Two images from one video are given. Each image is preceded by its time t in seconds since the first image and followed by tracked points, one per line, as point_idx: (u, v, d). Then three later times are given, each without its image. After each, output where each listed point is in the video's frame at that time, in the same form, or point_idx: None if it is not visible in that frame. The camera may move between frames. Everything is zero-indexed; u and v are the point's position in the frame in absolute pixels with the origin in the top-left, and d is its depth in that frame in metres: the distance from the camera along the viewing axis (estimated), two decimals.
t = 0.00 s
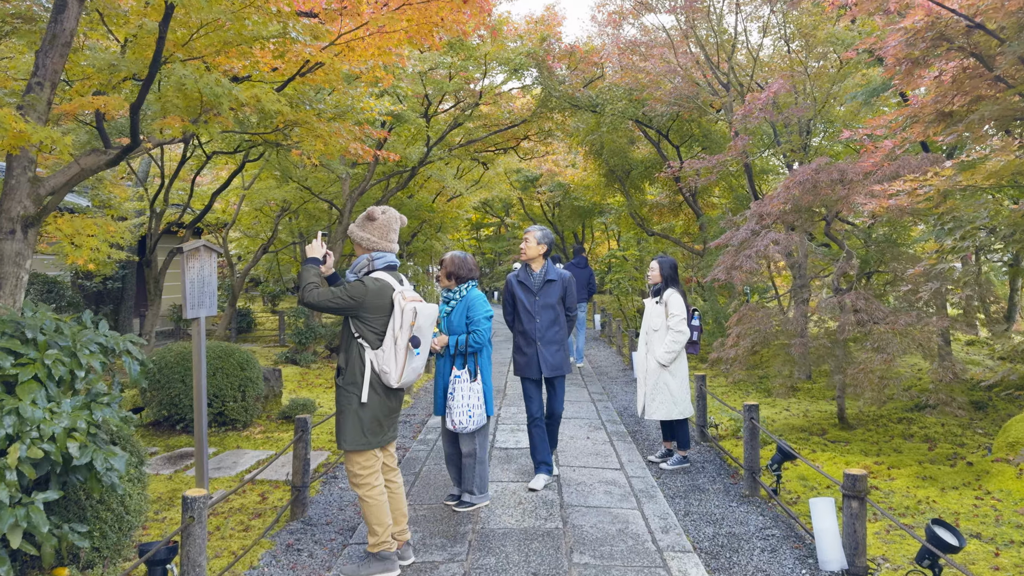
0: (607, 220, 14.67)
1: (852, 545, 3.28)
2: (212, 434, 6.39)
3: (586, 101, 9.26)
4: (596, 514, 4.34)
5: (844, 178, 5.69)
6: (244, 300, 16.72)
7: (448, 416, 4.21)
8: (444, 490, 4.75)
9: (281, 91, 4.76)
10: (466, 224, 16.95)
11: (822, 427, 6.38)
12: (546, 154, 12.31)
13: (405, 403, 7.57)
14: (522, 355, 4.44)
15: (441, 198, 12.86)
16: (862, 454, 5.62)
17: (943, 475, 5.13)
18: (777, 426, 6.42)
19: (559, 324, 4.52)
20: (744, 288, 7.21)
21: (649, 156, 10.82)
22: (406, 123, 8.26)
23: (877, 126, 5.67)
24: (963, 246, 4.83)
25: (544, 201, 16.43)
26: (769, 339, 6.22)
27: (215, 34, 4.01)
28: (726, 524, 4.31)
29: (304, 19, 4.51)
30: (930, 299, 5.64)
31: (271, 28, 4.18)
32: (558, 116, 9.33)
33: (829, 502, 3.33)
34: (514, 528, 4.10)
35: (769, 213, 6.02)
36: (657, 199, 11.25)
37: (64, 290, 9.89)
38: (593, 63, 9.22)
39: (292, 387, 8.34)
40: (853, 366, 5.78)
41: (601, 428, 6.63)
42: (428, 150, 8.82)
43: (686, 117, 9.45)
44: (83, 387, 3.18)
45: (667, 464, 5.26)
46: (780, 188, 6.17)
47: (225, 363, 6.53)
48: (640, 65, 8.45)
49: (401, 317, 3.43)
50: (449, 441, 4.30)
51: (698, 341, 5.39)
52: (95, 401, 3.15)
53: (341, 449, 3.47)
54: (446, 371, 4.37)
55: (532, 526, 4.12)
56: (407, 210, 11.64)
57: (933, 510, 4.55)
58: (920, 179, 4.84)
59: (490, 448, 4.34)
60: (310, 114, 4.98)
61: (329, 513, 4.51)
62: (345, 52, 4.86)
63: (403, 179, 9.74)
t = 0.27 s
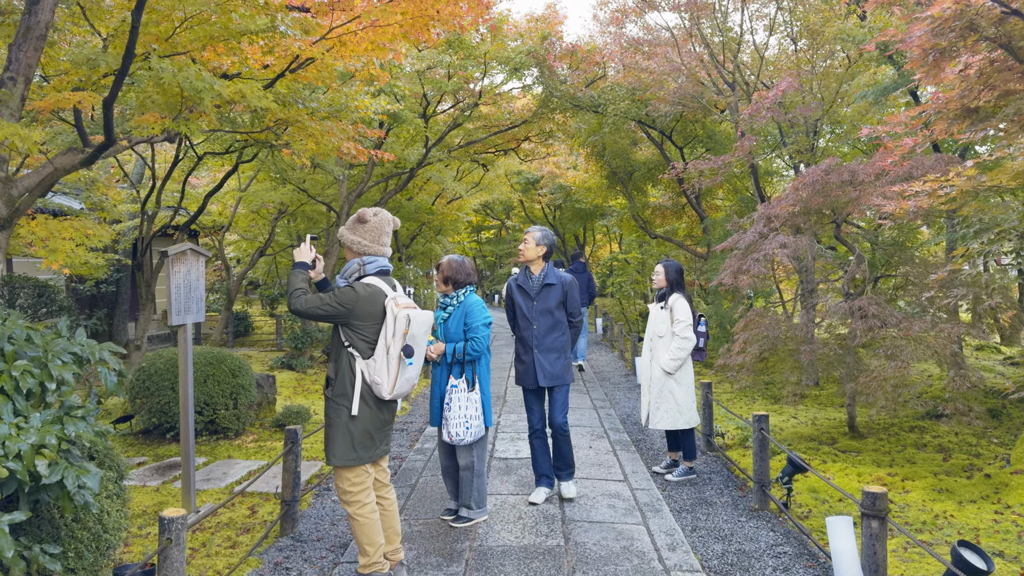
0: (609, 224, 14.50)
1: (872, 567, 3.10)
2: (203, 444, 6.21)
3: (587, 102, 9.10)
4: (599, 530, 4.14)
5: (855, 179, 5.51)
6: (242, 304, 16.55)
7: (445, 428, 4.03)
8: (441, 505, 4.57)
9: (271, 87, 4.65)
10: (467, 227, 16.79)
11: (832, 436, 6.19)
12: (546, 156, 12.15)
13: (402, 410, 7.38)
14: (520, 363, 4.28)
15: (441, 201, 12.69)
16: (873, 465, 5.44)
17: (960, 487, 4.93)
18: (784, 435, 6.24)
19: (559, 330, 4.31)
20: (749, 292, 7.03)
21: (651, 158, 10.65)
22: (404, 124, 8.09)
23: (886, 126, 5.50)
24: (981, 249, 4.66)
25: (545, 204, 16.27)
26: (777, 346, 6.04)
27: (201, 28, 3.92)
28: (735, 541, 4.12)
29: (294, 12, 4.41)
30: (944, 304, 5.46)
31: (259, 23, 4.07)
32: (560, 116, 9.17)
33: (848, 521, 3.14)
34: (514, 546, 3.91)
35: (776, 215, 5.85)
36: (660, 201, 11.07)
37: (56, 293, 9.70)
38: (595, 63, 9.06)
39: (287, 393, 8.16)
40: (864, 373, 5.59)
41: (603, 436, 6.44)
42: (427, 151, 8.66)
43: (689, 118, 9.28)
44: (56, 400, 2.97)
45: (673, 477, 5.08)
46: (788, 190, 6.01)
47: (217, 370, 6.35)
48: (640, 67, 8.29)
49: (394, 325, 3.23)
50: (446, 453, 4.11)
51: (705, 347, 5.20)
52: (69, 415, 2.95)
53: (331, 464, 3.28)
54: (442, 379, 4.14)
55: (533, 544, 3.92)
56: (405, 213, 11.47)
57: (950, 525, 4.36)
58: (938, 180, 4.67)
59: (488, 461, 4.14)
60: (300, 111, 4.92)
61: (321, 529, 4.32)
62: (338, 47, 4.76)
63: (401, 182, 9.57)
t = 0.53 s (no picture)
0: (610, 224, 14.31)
1: None
2: (193, 450, 6.00)
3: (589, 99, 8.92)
4: (604, 543, 3.93)
5: (868, 176, 5.33)
6: (238, 305, 16.34)
7: (442, 435, 3.82)
8: (439, 515, 4.36)
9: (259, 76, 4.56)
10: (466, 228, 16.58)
11: (843, 442, 5.99)
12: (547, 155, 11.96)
13: (400, 414, 7.18)
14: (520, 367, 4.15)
15: (440, 200, 12.50)
16: (888, 472, 5.23)
17: (979, 496, 4.73)
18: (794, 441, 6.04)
19: (555, 334, 4.02)
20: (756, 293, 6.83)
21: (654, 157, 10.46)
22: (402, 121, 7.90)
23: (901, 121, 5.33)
24: (1007, 245, 4.48)
25: (545, 204, 16.07)
26: (786, 348, 5.84)
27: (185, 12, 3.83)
28: (748, 554, 3.91)
29: None
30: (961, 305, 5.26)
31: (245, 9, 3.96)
32: (562, 113, 8.97)
33: (873, 535, 2.93)
34: (515, 559, 3.70)
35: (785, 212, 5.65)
36: (662, 201, 10.88)
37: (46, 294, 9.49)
38: (598, 59, 8.87)
39: (281, 397, 7.95)
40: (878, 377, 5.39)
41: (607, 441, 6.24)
42: (425, 149, 8.46)
43: (694, 114, 9.09)
44: (24, 407, 2.70)
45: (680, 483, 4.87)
46: (798, 187, 5.83)
47: (207, 373, 6.14)
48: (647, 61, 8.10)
49: (387, 327, 3.03)
50: (444, 462, 3.91)
51: (713, 350, 5.00)
52: (39, 423, 2.68)
53: (319, 475, 3.07)
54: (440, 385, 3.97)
55: (534, 558, 3.71)
56: (403, 213, 11.27)
57: (973, 536, 4.16)
58: (963, 173, 4.49)
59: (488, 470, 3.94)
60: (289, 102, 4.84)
61: (313, 541, 4.11)
62: (330, 33, 4.65)
63: (399, 181, 9.38)
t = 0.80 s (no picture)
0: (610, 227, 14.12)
1: None
2: (180, 461, 5.79)
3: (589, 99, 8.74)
4: (609, 564, 3.72)
5: (880, 177, 5.14)
6: (233, 309, 16.13)
7: (438, 450, 3.62)
8: (435, 534, 4.15)
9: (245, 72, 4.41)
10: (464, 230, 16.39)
11: (853, 452, 5.79)
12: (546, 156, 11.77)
13: (395, 423, 6.97)
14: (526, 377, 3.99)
15: (437, 202, 12.31)
16: (902, 486, 5.03)
17: (999, 512, 4.53)
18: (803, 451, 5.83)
19: (543, 344, 3.76)
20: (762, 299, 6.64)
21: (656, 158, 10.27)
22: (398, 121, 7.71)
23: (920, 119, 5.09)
24: None
25: (544, 206, 15.88)
26: (795, 356, 5.64)
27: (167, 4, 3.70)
28: None
29: None
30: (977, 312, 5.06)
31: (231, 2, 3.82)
32: (561, 114, 8.78)
33: (900, 563, 2.72)
34: None
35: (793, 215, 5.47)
36: (664, 203, 10.69)
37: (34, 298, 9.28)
38: (598, 58, 8.69)
39: (274, 405, 7.74)
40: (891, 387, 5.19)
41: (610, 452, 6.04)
42: (422, 149, 8.27)
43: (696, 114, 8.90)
44: None
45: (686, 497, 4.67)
46: (807, 189, 5.64)
47: (196, 381, 5.93)
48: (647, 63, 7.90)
49: (378, 339, 2.82)
50: (440, 478, 3.71)
51: (720, 359, 4.80)
52: None
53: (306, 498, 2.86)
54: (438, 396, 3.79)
55: None
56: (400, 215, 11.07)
57: (995, 556, 3.95)
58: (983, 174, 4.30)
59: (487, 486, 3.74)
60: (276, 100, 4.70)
61: (302, 562, 3.90)
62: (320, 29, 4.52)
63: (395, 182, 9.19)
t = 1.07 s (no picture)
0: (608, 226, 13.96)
1: None
2: (166, 466, 5.61)
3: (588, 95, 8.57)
4: None
5: (889, 173, 4.97)
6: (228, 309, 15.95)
7: (431, 458, 3.44)
8: (428, 545, 3.96)
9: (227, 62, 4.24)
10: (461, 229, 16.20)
11: (861, 457, 5.61)
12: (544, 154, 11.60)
13: (389, 426, 6.79)
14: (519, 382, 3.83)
15: (434, 201, 12.13)
16: (912, 492, 4.86)
17: (1015, 520, 4.36)
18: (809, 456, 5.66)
19: (523, 347, 3.56)
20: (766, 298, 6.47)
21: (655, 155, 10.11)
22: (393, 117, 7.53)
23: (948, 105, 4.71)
24: None
25: (543, 205, 15.71)
26: (801, 358, 5.47)
27: None
28: None
29: None
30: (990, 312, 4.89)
31: None
32: (559, 110, 8.62)
33: None
34: None
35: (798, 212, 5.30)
36: (664, 201, 10.53)
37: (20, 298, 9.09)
38: (597, 53, 8.52)
39: (265, 407, 7.56)
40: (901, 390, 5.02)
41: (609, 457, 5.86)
42: (417, 146, 8.10)
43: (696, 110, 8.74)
44: None
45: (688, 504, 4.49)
46: (813, 186, 5.48)
47: (182, 385, 5.73)
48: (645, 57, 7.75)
49: (363, 342, 2.64)
50: (434, 487, 3.53)
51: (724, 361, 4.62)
52: None
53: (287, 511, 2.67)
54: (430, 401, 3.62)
55: None
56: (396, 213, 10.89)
57: (1013, 567, 3.78)
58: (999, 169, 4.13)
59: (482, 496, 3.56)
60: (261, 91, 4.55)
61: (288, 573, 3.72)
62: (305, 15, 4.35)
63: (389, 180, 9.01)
